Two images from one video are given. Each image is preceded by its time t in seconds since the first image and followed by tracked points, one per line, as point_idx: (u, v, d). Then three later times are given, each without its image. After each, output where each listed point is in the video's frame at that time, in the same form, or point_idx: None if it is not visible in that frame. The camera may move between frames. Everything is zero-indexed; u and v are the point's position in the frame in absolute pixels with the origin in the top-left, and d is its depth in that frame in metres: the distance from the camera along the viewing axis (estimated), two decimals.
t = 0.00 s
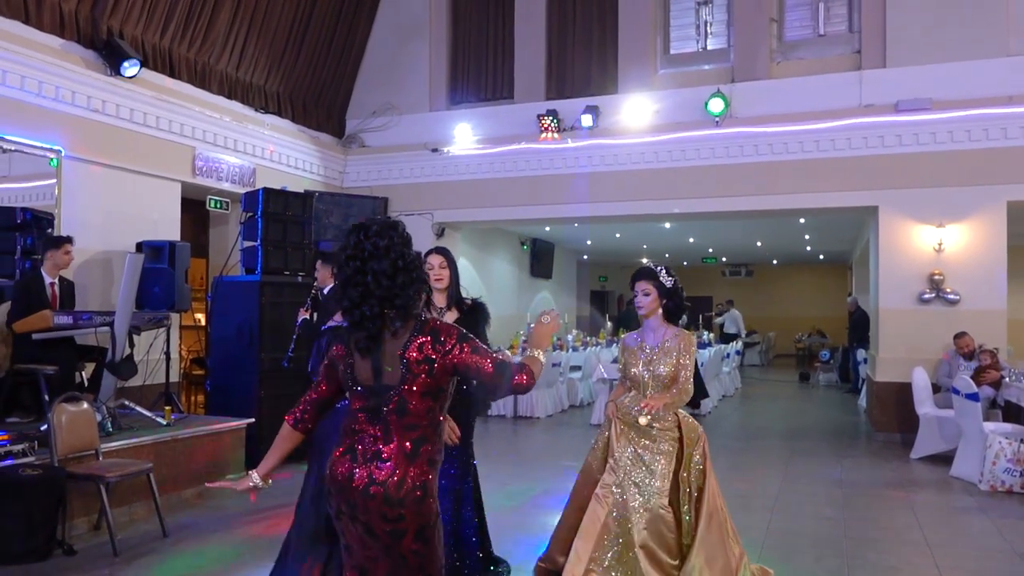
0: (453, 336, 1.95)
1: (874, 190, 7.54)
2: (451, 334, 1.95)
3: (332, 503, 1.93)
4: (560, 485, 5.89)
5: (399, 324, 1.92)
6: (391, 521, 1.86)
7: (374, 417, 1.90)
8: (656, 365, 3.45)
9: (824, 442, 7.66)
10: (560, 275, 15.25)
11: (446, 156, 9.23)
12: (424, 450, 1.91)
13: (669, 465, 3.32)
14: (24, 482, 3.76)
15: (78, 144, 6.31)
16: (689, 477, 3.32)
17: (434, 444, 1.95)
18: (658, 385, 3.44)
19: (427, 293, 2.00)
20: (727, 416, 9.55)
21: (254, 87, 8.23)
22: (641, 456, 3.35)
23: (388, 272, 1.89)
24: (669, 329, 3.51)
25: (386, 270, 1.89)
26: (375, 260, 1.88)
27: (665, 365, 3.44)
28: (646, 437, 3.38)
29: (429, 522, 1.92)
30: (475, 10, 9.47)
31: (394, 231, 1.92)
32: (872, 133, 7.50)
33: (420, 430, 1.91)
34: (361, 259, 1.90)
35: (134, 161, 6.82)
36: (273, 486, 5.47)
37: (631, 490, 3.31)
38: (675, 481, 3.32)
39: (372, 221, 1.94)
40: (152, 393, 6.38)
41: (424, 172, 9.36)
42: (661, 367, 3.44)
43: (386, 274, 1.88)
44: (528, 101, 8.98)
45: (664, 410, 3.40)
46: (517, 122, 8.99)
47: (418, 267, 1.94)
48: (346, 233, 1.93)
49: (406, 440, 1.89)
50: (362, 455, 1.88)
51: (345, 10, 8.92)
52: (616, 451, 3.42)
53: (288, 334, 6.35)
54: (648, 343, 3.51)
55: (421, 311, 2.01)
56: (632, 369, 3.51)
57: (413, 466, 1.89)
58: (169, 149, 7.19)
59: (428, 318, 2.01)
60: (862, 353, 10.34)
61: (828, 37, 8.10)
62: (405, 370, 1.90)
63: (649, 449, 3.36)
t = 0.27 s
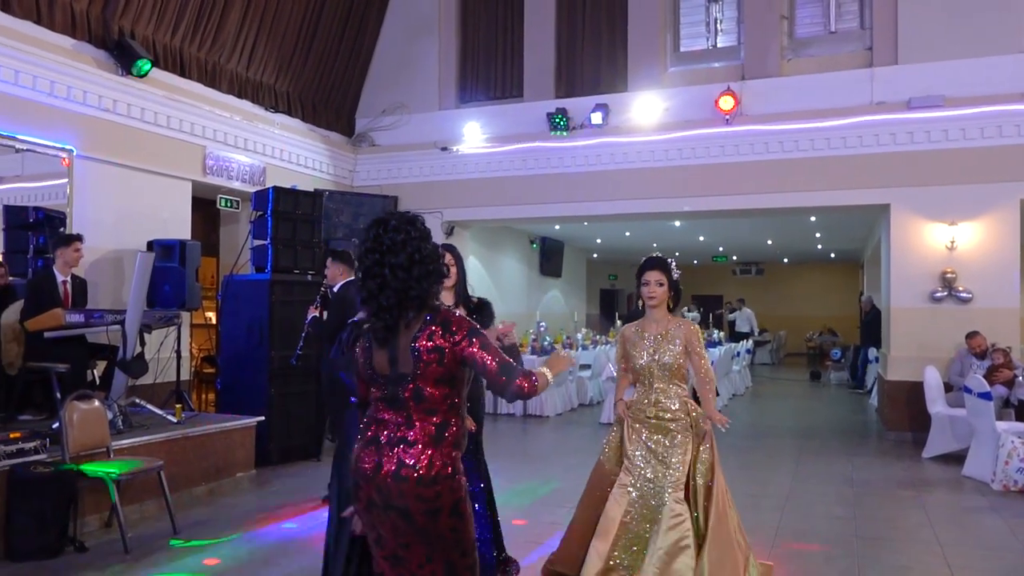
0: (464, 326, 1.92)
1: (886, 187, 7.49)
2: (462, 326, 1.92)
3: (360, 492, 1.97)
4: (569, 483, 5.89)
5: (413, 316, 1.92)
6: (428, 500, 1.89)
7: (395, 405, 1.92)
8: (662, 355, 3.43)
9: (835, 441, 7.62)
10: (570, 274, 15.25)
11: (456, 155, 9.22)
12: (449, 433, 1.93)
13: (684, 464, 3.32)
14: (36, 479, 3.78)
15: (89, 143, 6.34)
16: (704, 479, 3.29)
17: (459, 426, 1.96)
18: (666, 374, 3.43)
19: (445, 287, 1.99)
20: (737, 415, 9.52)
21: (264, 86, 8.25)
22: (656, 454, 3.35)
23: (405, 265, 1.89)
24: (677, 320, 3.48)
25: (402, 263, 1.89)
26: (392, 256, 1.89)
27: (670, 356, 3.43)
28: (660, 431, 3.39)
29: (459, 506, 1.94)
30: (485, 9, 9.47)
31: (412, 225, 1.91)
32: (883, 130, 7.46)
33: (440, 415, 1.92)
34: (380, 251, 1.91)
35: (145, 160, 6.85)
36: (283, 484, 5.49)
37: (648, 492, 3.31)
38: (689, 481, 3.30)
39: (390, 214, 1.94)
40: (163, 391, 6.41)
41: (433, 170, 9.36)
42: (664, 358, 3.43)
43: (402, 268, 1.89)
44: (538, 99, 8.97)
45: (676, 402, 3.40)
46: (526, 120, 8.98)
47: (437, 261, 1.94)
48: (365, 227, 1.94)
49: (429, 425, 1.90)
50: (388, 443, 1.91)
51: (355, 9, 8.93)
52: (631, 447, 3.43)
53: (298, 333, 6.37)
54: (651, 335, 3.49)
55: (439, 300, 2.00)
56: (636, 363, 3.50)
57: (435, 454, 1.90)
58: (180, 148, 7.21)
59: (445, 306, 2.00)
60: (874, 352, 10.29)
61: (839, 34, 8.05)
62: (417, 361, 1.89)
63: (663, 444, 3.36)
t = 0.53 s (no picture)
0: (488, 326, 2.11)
1: (900, 186, 7.44)
2: (487, 326, 2.12)
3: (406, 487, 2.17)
4: (581, 483, 5.89)
5: (441, 314, 2.10)
6: (467, 495, 2.07)
7: (429, 403, 2.11)
8: (678, 359, 3.39)
9: (849, 441, 7.58)
10: (581, 273, 15.23)
11: (468, 154, 9.23)
12: (483, 430, 2.11)
13: (711, 467, 3.32)
14: (52, 476, 3.82)
15: (105, 144, 6.40)
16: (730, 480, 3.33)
17: (492, 424, 2.13)
18: (683, 378, 3.39)
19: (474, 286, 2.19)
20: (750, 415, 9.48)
21: (277, 86, 8.29)
22: (682, 459, 3.34)
23: (436, 265, 2.08)
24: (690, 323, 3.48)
25: (433, 263, 2.08)
26: (423, 257, 2.08)
27: (685, 358, 3.38)
28: (683, 437, 3.36)
29: (501, 494, 2.12)
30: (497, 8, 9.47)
31: (443, 228, 2.10)
32: (898, 129, 7.40)
33: (471, 412, 2.10)
34: (413, 253, 2.09)
35: (160, 160, 6.90)
36: (296, 482, 5.52)
37: (676, 498, 3.32)
38: (717, 483, 3.33)
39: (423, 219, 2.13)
40: (178, 389, 6.45)
41: (445, 169, 9.37)
42: (680, 360, 3.38)
43: (433, 268, 2.07)
44: (550, 98, 8.96)
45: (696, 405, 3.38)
46: (538, 119, 8.97)
47: (468, 263, 2.12)
48: (400, 232, 2.14)
49: (462, 422, 2.09)
50: (427, 440, 2.11)
51: (367, 9, 8.95)
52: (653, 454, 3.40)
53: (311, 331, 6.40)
54: (665, 337, 3.45)
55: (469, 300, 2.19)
56: (652, 366, 3.45)
57: (474, 445, 2.09)
58: (194, 148, 7.27)
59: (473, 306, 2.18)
60: (888, 351, 10.22)
61: (853, 32, 8.00)
62: (444, 359, 2.08)
63: (687, 449, 3.34)
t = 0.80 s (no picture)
0: (521, 331, 2.12)
1: (919, 184, 7.38)
2: (519, 330, 2.13)
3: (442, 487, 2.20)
4: (597, 482, 5.88)
5: (479, 317, 2.13)
6: (500, 493, 2.10)
7: (460, 406, 2.14)
8: (701, 362, 3.40)
9: (867, 442, 7.53)
10: (596, 272, 15.21)
11: (483, 153, 9.25)
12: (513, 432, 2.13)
13: (727, 474, 3.29)
14: (73, 473, 3.87)
15: (123, 144, 6.46)
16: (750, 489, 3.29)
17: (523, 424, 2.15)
18: (705, 381, 3.40)
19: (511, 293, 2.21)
20: (766, 415, 9.44)
21: (293, 86, 8.33)
22: (696, 463, 3.33)
23: (476, 270, 2.12)
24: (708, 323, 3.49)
25: (473, 268, 2.12)
26: (465, 261, 2.12)
27: (710, 361, 3.40)
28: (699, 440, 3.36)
29: (533, 494, 2.14)
30: (512, 8, 9.46)
31: (484, 233, 2.15)
32: (916, 126, 7.34)
33: (502, 414, 2.12)
34: (453, 257, 2.14)
35: (177, 161, 6.95)
36: (313, 480, 5.55)
37: (688, 501, 3.29)
38: (733, 490, 3.30)
39: (464, 225, 2.18)
40: (195, 388, 6.51)
41: (461, 169, 9.39)
42: (702, 362, 3.40)
43: (474, 272, 2.12)
44: (565, 97, 8.95)
45: (716, 410, 3.38)
46: (553, 119, 8.96)
47: (506, 269, 2.17)
48: (441, 236, 2.19)
49: (493, 424, 2.11)
50: (460, 441, 2.14)
51: (382, 9, 8.98)
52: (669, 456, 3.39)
53: (327, 330, 6.44)
54: (689, 339, 3.46)
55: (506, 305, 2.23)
56: (675, 367, 3.45)
57: (505, 447, 2.11)
58: (212, 148, 7.32)
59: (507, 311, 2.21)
60: (906, 351, 10.15)
61: (871, 29, 7.93)
62: (476, 364, 2.10)
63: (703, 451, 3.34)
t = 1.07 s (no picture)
0: (548, 328, 2.13)
1: (936, 183, 7.32)
2: (546, 329, 2.13)
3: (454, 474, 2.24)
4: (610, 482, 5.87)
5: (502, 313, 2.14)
6: (503, 491, 2.11)
7: (479, 400, 2.15)
8: (713, 360, 3.40)
9: (883, 443, 7.48)
10: (610, 272, 15.18)
11: (496, 153, 9.26)
12: (523, 433, 2.12)
13: (722, 474, 3.27)
14: (90, 471, 3.90)
15: (140, 145, 6.51)
16: (745, 490, 3.24)
17: (537, 426, 2.14)
18: (718, 381, 3.40)
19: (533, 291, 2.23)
20: (781, 415, 9.40)
21: (308, 87, 8.38)
22: (695, 462, 3.32)
23: (500, 267, 2.13)
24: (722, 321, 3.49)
25: (497, 265, 2.13)
26: (488, 258, 2.12)
27: (722, 360, 3.41)
28: (701, 441, 3.35)
29: (538, 496, 2.14)
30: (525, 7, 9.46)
31: (508, 231, 2.16)
32: (933, 125, 7.28)
33: (517, 413, 2.12)
34: (477, 253, 2.14)
35: (192, 162, 7.01)
36: (327, 479, 5.58)
37: (684, 500, 3.26)
38: (729, 490, 3.25)
39: (487, 222, 2.18)
40: (211, 387, 6.55)
41: (474, 169, 9.40)
42: (713, 361, 3.41)
43: (497, 269, 2.12)
44: (579, 97, 8.94)
45: (722, 410, 3.39)
46: (567, 118, 8.96)
47: (528, 267, 2.17)
48: (465, 231, 2.19)
49: (505, 424, 2.11)
50: (474, 434, 2.16)
51: (396, 10, 9.00)
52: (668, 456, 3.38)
53: (342, 330, 6.47)
54: (701, 337, 3.46)
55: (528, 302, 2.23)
56: (684, 365, 3.45)
57: (517, 447, 2.11)
58: (227, 149, 7.37)
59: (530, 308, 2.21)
60: (923, 351, 10.07)
61: (887, 27, 7.87)
62: (501, 360, 2.11)
63: (703, 451, 3.33)
